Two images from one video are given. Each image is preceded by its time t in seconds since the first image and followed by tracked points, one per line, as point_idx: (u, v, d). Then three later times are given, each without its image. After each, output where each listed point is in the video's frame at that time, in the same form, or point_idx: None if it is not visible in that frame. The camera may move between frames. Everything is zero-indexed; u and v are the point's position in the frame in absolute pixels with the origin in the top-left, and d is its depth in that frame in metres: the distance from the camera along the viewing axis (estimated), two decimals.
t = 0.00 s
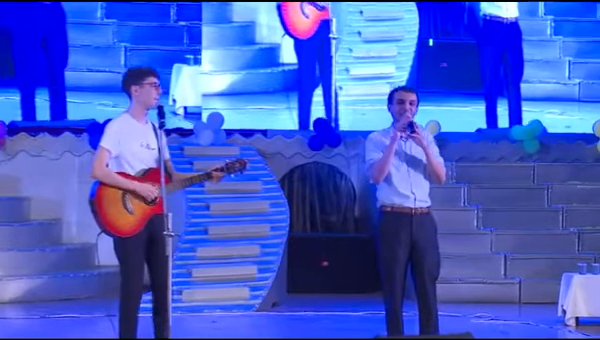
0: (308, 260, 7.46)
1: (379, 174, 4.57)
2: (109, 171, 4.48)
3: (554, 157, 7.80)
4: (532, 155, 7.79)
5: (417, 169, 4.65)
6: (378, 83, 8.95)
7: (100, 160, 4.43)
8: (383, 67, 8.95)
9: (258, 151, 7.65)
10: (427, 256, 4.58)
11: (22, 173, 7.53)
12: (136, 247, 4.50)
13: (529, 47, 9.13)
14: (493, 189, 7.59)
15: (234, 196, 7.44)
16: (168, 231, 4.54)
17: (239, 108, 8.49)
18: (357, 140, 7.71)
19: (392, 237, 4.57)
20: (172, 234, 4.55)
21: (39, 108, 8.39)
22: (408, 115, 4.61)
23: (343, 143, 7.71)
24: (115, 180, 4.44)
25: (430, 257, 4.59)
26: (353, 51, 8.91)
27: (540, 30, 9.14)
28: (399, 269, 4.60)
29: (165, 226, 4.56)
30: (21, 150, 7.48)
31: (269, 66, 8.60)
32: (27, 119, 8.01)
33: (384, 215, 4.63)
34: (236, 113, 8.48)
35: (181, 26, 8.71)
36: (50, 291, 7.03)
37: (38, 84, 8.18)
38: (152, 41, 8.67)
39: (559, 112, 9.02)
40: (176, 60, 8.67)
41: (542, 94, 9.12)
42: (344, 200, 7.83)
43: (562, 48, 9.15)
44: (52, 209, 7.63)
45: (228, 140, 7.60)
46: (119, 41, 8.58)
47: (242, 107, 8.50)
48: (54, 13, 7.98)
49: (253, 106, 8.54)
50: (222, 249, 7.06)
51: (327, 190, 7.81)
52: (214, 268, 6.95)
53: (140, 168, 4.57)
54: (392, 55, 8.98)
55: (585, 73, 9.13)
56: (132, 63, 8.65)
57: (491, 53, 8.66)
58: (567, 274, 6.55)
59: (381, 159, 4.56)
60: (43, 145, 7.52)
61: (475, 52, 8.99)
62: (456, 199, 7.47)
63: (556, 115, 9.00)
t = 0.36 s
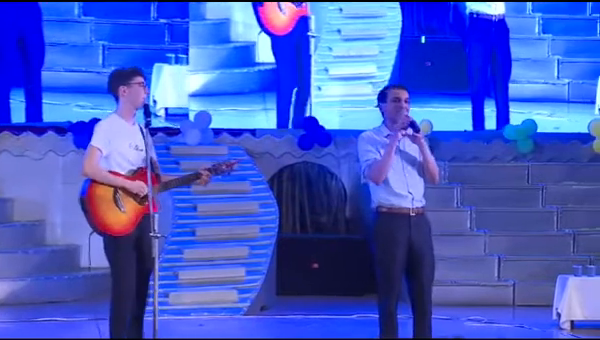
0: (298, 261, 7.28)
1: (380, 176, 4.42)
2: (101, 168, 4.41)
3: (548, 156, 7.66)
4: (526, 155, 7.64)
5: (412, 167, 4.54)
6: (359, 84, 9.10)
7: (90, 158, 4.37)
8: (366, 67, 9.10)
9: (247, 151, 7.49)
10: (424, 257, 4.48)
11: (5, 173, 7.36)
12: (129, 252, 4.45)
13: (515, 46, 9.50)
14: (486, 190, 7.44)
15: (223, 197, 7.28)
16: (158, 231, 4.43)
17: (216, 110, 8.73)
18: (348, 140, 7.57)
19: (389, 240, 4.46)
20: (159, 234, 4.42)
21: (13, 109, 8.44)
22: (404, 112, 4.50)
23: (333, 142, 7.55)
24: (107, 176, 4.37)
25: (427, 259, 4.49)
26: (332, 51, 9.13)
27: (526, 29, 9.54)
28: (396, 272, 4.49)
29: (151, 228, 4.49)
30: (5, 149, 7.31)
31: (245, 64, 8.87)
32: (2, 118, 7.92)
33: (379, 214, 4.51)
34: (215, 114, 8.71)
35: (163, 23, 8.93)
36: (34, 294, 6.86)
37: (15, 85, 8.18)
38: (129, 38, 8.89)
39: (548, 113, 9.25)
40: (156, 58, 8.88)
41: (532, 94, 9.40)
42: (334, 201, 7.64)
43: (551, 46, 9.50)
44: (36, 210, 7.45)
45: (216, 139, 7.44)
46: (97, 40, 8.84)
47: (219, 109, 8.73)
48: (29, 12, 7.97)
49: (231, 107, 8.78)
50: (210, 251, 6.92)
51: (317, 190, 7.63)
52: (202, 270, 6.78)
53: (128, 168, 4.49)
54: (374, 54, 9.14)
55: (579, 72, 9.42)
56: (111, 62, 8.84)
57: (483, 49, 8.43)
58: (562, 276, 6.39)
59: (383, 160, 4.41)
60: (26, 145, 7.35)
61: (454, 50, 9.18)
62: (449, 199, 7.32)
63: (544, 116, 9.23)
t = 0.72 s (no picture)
0: (287, 264, 7.12)
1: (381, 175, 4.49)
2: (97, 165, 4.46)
3: (544, 156, 7.49)
4: (521, 155, 7.48)
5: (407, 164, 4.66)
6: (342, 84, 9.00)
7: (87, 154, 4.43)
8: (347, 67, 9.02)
9: (235, 151, 7.27)
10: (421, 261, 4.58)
11: None
12: (116, 253, 4.48)
13: (507, 46, 9.47)
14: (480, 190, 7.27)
15: (212, 198, 7.10)
16: (147, 233, 4.46)
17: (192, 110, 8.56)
18: (340, 139, 7.38)
19: (387, 241, 4.55)
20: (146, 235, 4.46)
21: None
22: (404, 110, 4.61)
23: (324, 142, 7.37)
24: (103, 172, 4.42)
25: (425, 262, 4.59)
26: (313, 49, 9.09)
27: (519, 25, 9.54)
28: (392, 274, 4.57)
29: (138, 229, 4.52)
30: None
31: (224, 63, 8.80)
32: None
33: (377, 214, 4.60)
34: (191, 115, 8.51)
35: (145, 21, 8.73)
36: (17, 297, 6.71)
37: None
38: (109, 36, 8.70)
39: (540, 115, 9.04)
40: (138, 57, 8.65)
41: (522, 94, 9.37)
42: (325, 201, 7.46)
43: (541, 44, 9.49)
44: (19, 211, 7.27)
45: (203, 140, 7.19)
46: (76, 38, 8.62)
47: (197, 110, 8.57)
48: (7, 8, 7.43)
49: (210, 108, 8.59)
50: (198, 253, 6.75)
51: (307, 191, 7.43)
52: (189, 273, 6.62)
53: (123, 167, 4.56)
54: (358, 52, 9.10)
55: (571, 71, 9.37)
56: (91, 61, 8.62)
57: (475, 46, 7.98)
58: (558, 279, 6.20)
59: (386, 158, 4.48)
60: (10, 144, 7.15)
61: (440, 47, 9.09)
62: (442, 200, 7.15)
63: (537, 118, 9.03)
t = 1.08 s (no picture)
0: (277, 267, 6.93)
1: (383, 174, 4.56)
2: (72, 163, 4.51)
3: (540, 156, 7.34)
4: (516, 155, 7.33)
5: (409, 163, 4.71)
6: (322, 84, 8.73)
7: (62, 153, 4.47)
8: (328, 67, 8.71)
9: (224, 150, 7.08)
10: (421, 267, 4.64)
11: None
12: (102, 250, 4.51)
13: (499, 44, 9.34)
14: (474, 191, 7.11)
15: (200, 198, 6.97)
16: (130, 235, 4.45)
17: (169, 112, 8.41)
18: (331, 138, 7.18)
19: (386, 246, 4.61)
20: (130, 238, 4.47)
21: None
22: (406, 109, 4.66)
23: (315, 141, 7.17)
24: (75, 171, 4.46)
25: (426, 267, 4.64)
26: (293, 48, 8.81)
27: (508, 25, 9.45)
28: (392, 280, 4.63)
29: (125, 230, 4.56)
30: None
31: (199, 63, 8.95)
32: None
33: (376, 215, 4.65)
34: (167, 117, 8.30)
35: (128, 19, 8.78)
36: None
37: None
38: (92, 34, 8.77)
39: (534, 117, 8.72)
40: (119, 56, 8.57)
41: (513, 95, 9.23)
42: (316, 200, 7.28)
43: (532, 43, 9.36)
44: (2, 212, 7.11)
45: (191, 139, 7.01)
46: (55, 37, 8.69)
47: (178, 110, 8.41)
48: None
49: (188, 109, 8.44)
50: (186, 255, 6.59)
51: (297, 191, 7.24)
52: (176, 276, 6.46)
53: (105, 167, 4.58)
54: (340, 50, 8.86)
55: (562, 71, 9.26)
56: (69, 61, 8.58)
57: (467, 44, 7.63)
58: (553, 280, 6.02)
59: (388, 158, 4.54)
60: None
61: (422, 46, 9.19)
62: (436, 200, 6.99)
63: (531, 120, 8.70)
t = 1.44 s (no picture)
0: (268, 270, 6.74)
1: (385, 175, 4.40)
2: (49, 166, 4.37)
3: (535, 155, 7.19)
4: (512, 154, 7.18)
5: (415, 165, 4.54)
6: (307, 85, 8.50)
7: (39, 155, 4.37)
8: (309, 66, 8.51)
9: (213, 150, 6.95)
10: (424, 271, 4.46)
11: None
12: (85, 250, 4.33)
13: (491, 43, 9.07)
14: (470, 190, 6.95)
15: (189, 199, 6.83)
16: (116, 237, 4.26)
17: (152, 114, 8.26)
18: (322, 138, 7.01)
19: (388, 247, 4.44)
20: (118, 239, 4.27)
21: None
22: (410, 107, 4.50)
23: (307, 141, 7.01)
24: (50, 174, 4.31)
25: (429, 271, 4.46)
26: (273, 47, 8.47)
27: (501, 22, 9.13)
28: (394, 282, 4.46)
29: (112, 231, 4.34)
30: None
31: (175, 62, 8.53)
32: None
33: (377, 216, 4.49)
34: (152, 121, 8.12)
35: (111, 16, 8.36)
36: None
37: None
38: (68, 33, 8.24)
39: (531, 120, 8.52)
40: (103, 56, 8.26)
41: (504, 96, 9.02)
42: (307, 200, 7.10)
43: (524, 41, 9.10)
44: None
45: (179, 138, 6.87)
46: (33, 36, 8.15)
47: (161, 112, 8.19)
48: None
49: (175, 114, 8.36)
50: (174, 258, 6.43)
51: (288, 191, 7.08)
52: (164, 278, 6.30)
53: (90, 167, 4.39)
54: (323, 50, 8.57)
55: (555, 71, 9.09)
56: (49, 62, 8.18)
57: (462, 41, 7.44)
58: (552, 283, 5.82)
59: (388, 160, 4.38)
60: None
61: (414, 44, 8.68)
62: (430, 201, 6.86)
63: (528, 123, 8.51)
